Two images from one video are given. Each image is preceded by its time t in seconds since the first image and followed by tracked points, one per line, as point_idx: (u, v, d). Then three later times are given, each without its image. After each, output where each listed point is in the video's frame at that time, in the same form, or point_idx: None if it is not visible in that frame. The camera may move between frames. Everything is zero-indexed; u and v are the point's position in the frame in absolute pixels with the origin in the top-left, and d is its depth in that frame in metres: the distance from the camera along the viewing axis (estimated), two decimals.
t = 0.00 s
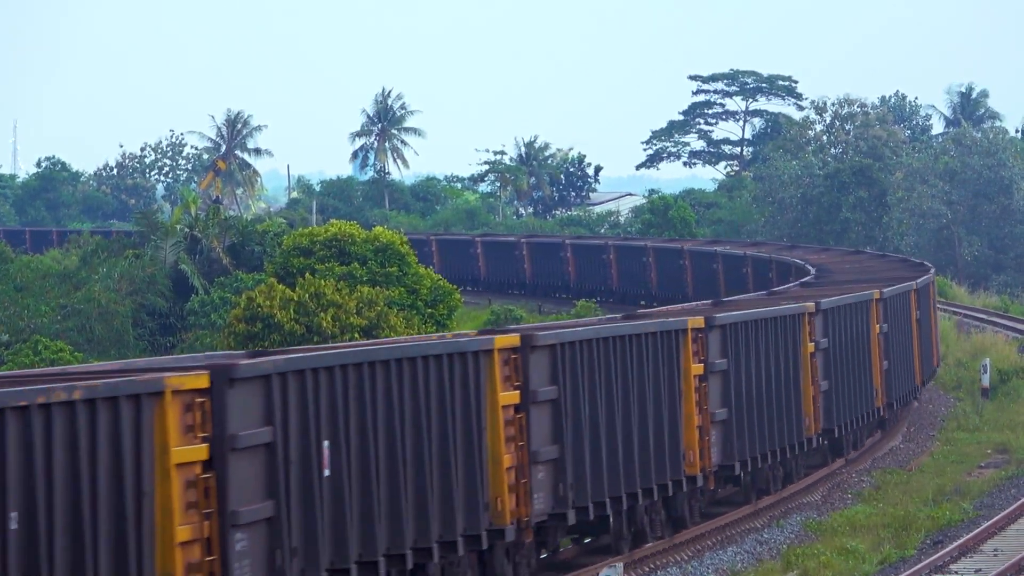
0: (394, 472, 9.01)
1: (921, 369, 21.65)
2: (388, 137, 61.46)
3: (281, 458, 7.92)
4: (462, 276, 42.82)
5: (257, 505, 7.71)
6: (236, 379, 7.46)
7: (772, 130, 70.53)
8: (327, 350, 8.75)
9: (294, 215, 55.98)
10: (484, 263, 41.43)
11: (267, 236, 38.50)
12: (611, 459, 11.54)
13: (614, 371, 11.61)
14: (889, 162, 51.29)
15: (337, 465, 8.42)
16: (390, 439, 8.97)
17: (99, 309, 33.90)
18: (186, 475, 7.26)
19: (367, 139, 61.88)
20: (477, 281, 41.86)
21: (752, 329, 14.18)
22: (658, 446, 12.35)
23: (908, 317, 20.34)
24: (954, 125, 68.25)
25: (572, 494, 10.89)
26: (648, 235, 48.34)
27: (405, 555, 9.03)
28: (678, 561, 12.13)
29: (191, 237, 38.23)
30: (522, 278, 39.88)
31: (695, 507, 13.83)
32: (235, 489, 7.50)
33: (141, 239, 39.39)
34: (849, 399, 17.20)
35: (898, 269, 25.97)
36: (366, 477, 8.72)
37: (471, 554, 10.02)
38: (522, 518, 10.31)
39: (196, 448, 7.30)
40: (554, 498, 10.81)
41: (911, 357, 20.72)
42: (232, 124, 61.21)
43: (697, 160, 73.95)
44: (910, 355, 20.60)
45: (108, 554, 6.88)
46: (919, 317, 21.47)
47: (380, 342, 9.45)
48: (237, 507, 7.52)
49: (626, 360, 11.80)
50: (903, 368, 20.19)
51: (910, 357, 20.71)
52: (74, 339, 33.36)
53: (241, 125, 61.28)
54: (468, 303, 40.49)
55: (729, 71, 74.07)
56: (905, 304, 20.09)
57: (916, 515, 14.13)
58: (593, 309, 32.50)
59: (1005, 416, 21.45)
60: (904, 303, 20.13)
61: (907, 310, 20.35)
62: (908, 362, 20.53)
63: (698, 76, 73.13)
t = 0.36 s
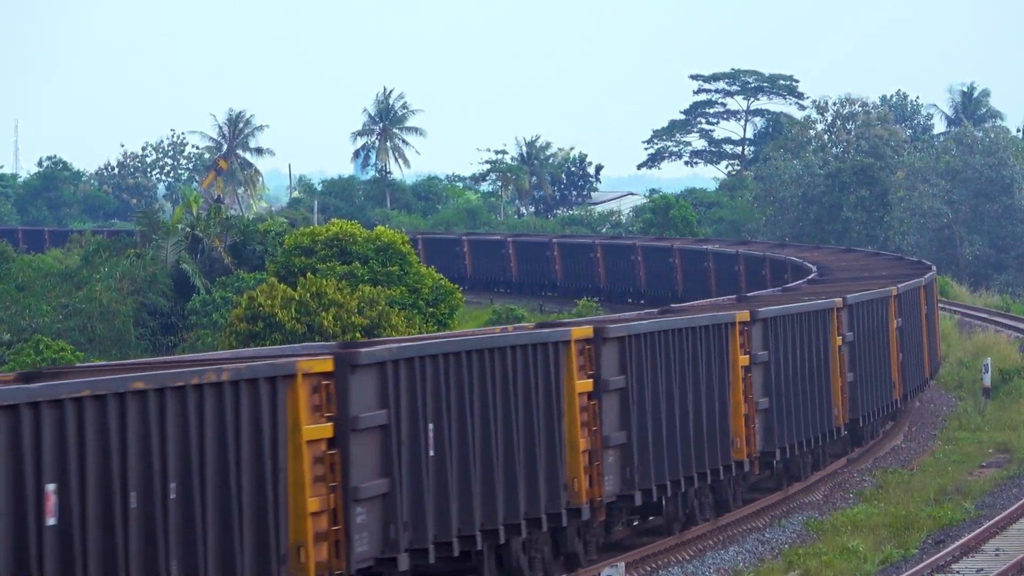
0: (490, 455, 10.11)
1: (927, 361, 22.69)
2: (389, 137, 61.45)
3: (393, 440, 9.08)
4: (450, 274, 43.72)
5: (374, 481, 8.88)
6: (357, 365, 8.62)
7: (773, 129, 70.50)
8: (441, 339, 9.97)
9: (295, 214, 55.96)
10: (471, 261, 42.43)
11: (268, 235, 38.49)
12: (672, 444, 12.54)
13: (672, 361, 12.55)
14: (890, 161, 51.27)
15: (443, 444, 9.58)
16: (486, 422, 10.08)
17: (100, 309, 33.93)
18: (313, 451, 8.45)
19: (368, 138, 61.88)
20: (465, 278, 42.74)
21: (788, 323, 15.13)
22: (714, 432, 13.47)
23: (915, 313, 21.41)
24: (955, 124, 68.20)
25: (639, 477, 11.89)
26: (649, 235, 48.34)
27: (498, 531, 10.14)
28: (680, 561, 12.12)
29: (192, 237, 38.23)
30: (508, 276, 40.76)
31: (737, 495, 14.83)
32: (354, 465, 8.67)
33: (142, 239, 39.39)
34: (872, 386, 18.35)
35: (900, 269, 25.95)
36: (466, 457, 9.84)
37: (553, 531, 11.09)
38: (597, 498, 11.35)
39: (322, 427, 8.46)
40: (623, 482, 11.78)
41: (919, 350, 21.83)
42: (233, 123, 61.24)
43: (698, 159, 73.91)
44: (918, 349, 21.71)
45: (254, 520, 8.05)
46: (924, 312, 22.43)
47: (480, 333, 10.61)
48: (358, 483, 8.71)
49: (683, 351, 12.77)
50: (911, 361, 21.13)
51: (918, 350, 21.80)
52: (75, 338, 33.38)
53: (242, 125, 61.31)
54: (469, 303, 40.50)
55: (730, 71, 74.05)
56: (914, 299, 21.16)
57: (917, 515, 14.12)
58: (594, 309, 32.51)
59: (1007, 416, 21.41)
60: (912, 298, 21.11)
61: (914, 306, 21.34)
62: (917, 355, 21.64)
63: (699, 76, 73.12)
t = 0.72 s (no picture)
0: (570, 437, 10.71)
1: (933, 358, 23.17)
2: (389, 137, 61.46)
3: (488, 424, 9.60)
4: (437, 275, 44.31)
5: (471, 462, 9.42)
6: (457, 354, 9.14)
7: (773, 129, 70.50)
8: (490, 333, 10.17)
9: (296, 215, 55.99)
10: (456, 261, 43.04)
11: (268, 236, 38.52)
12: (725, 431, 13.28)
13: (723, 354, 13.33)
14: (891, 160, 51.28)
15: (530, 431, 10.11)
16: (565, 408, 10.62)
17: (101, 309, 33.96)
18: (423, 434, 8.94)
19: (369, 138, 61.89)
20: (452, 277, 43.32)
21: (819, 319, 15.95)
22: (755, 420, 14.25)
23: (923, 311, 21.90)
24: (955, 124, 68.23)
25: (695, 460, 12.61)
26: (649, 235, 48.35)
27: (576, 510, 10.76)
28: (680, 561, 12.11)
29: (192, 237, 38.25)
30: (494, 276, 41.35)
31: (773, 479, 15.78)
32: (454, 447, 9.21)
33: (142, 239, 39.42)
34: (888, 378, 19.16)
35: (900, 269, 25.93)
36: (546, 440, 10.40)
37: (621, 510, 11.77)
38: (659, 481, 12.02)
39: (429, 412, 8.96)
40: (680, 465, 12.54)
41: (927, 347, 22.31)
42: (234, 124, 61.31)
43: (699, 160, 73.91)
44: (925, 346, 22.16)
45: (369, 509, 8.51)
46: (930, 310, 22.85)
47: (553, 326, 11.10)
48: (457, 463, 9.23)
49: (732, 344, 13.57)
50: (919, 358, 21.54)
51: (926, 347, 22.26)
52: (75, 339, 33.41)
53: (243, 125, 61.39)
54: (470, 303, 40.53)
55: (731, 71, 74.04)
56: (920, 298, 21.64)
57: (918, 515, 14.12)
58: (595, 309, 32.53)
59: (1007, 417, 21.40)
60: (919, 297, 21.56)
61: (922, 303, 21.77)
62: (925, 352, 22.13)
63: (700, 76, 73.12)
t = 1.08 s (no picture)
0: (632, 425, 11.87)
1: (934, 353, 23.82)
2: (388, 137, 61.46)
3: (561, 411, 10.77)
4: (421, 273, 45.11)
5: (548, 445, 10.63)
6: (537, 345, 10.33)
7: (772, 130, 70.56)
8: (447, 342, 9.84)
9: (295, 215, 55.97)
10: (439, 260, 43.89)
11: (267, 236, 38.50)
12: (763, 421, 14.45)
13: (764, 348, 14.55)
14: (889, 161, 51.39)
15: (597, 417, 11.31)
16: (628, 397, 11.81)
17: (99, 309, 33.95)
18: (509, 419, 10.13)
19: (367, 139, 61.88)
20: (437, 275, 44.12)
21: (844, 313, 17.04)
22: (791, 411, 15.49)
23: (924, 310, 22.45)
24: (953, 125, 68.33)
25: (739, 448, 13.78)
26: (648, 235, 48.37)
27: (638, 492, 11.96)
28: (679, 562, 12.14)
29: (191, 237, 38.25)
30: (475, 275, 42.15)
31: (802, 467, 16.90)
32: (534, 431, 10.40)
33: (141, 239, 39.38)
34: (898, 369, 19.97)
35: (899, 269, 25.98)
36: (611, 427, 11.57)
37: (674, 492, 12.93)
38: (708, 466, 13.21)
39: (513, 399, 10.12)
40: (724, 452, 13.70)
41: (927, 344, 22.73)
42: (232, 124, 61.30)
43: (697, 160, 73.95)
44: (926, 344, 22.63)
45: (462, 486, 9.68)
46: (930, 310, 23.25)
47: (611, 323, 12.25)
48: (537, 446, 10.47)
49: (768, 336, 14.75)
50: (920, 356, 21.99)
51: (925, 345, 22.63)
52: (73, 339, 33.41)
53: (241, 125, 61.37)
54: (469, 303, 40.57)
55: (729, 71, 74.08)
56: (921, 297, 22.09)
57: (916, 515, 14.14)
58: (593, 309, 32.56)
59: (1006, 417, 21.45)
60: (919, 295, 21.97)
61: (921, 302, 22.21)
62: (925, 349, 22.61)
63: (698, 77, 73.17)
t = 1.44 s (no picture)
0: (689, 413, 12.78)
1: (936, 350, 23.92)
2: (389, 137, 61.48)
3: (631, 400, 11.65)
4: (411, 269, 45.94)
5: (618, 431, 11.53)
6: (607, 337, 11.23)
7: (772, 130, 70.54)
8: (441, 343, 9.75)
9: (297, 215, 56.06)
10: (427, 258, 44.75)
11: (268, 236, 38.49)
12: (801, 411, 15.44)
13: (801, 340, 15.60)
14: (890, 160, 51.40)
15: (661, 405, 12.22)
16: (688, 386, 12.72)
17: (100, 309, 33.95)
18: (584, 405, 11.00)
19: (368, 138, 61.86)
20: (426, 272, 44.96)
21: (868, 310, 18.18)
22: (823, 402, 16.50)
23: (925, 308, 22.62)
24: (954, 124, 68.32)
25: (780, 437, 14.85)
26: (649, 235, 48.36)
27: (694, 476, 12.92)
28: (679, 561, 12.13)
29: (192, 237, 38.27)
30: (463, 273, 43.09)
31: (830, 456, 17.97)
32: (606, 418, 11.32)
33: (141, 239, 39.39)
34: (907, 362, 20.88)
35: (901, 269, 25.97)
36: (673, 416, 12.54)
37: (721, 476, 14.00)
38: (753, 452, 14.30)
39: (586, 388, 10.96)
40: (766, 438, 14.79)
41: (927, 343, 22.64)
42: (234, 124, 61.31)
43: (698, 160, 73.93)
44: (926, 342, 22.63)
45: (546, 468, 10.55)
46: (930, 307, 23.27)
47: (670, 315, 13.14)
48: (609, 432, 11.38)
49: (805, 331, 15.78)
50: (919, 355, 21.98)
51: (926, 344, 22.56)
52: (74, 339, 33.44)
53: (242, 125, 61.36)
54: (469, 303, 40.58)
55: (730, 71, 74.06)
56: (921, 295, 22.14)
57: (916, 515, 14.12)
58: (594, 309, 32.55)
59: (1006, 417, 21.42)
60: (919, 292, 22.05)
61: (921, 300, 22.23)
62: (926, 348, 22.62)
63: (699, 76, 73.15)
